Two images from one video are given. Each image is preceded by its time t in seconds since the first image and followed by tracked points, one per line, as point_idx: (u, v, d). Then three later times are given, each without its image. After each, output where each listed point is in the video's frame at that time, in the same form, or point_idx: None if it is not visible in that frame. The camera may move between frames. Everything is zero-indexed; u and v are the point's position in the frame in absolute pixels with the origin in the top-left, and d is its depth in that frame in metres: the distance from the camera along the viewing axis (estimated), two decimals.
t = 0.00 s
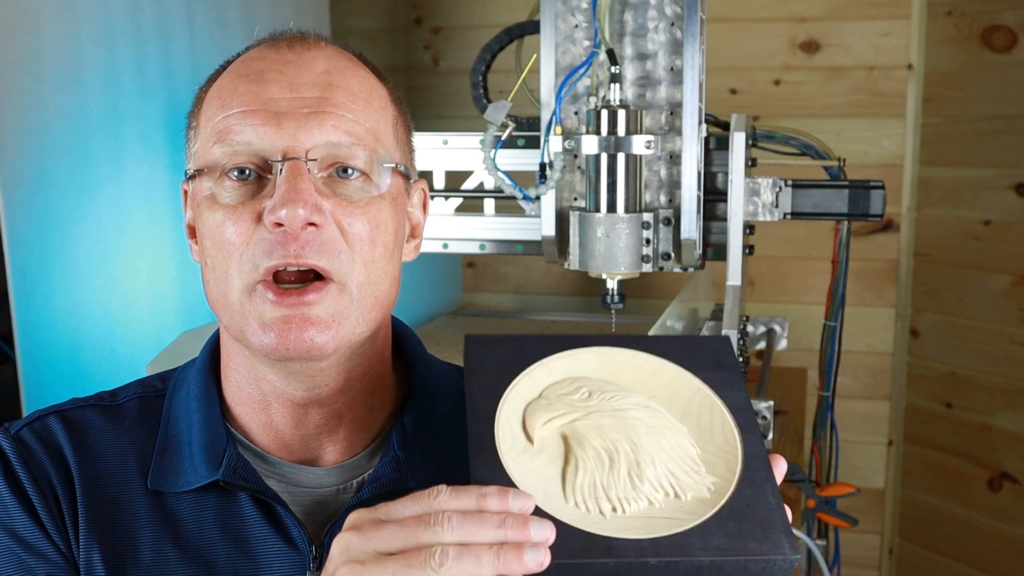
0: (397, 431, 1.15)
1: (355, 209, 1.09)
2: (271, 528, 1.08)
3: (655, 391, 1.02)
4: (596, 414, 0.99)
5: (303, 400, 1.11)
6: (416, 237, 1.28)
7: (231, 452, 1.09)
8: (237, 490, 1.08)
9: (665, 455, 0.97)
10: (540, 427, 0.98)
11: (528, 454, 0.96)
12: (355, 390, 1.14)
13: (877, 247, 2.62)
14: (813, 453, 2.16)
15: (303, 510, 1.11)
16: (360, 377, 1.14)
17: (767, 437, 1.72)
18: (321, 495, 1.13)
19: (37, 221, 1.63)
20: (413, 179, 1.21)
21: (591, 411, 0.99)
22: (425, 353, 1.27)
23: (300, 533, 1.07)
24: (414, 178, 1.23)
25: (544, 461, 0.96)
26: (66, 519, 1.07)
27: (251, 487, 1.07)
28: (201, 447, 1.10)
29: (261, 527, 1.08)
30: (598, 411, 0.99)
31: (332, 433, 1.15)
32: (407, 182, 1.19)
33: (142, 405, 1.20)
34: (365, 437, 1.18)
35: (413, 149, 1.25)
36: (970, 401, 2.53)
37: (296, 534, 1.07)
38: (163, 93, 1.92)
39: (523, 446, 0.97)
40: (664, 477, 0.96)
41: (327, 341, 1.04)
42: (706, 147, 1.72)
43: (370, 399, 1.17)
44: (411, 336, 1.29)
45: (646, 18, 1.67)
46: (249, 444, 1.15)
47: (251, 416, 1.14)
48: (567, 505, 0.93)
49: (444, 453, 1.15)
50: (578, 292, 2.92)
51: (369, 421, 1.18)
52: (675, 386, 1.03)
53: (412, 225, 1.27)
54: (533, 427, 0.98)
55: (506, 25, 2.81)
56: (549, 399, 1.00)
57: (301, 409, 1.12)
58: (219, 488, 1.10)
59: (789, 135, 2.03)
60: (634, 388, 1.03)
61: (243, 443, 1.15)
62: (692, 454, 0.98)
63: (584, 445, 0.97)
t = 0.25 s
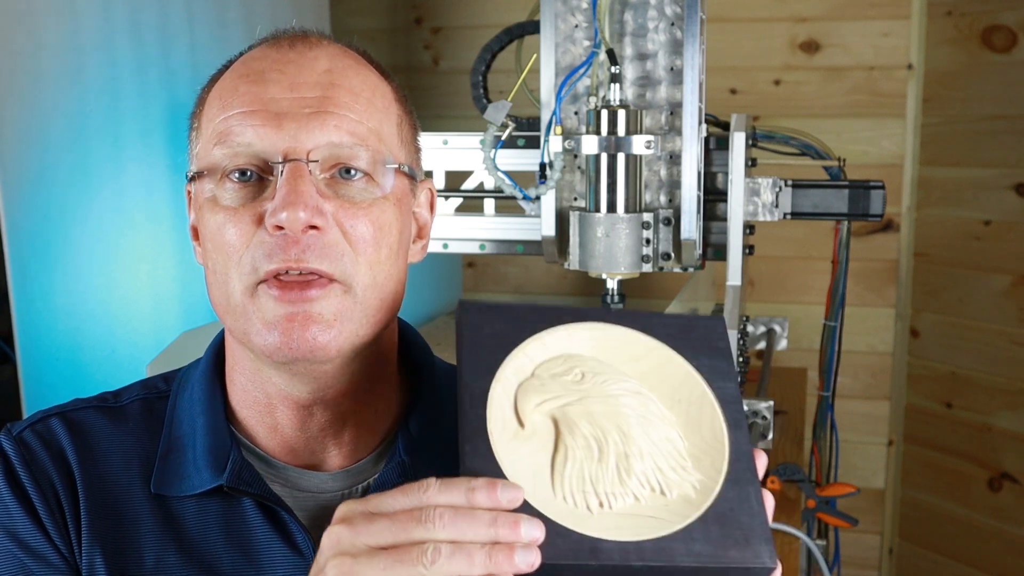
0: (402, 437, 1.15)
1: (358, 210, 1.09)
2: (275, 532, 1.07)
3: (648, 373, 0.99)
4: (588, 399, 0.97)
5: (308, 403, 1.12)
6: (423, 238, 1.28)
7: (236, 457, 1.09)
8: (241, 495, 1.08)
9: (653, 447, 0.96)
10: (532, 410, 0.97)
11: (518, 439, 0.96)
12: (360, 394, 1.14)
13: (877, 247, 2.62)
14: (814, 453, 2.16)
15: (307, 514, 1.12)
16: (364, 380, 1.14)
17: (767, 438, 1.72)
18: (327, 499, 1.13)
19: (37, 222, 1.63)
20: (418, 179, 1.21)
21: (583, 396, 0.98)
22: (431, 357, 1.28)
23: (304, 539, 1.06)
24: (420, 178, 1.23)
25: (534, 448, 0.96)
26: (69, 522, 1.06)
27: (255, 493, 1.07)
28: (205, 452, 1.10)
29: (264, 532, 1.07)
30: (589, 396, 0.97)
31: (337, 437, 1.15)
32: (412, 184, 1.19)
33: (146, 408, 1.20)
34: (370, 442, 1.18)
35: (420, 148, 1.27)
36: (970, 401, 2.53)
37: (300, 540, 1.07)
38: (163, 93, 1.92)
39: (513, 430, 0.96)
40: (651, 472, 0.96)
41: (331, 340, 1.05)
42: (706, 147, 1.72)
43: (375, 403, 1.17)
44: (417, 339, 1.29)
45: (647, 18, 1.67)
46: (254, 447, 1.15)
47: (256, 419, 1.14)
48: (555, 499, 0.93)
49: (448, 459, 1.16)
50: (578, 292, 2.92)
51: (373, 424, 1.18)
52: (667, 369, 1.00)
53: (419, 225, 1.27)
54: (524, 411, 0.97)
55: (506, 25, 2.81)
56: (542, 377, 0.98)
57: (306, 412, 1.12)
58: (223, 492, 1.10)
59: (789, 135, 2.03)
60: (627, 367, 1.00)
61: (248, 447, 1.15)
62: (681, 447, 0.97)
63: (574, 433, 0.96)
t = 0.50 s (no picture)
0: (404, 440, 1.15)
1: (358, 211, 1.09)
2: (276, 537, 1.07)
3: (660, 397, 1.00)
4: (601, 423, 0.98)
5: (309, 400, 1.12)
6: (426, 239, 1.28)
7: (237, 461, 1.09)
8: (242, 499, 1.08)
9: (668, 470, 0.97)
10: (543, 436, 0.97)
11: (530, 465, 0.96)
12: (361, 392, 1.14)
13: (877, 247, 2.62)
14: (813, 452, 2.16)
15: (309, 520, 1.11)
16: (365, 378, 1.14)
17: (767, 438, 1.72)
18: (328, 505, 1.12)
19: (37, 222, 1.63)
20: (420, 179, 1.21)
21: (596, 420, 0.99)
22: (434, 359, 1.27)
23: (306, 545, 1.06)
24: (422, 178, 1.23)
25: (547, 472, 0.96)
26: (69, 525, 1.06)
27: (255, 498, 1.07)
28: (205, 455, 1.09)
29: (265, 536, 1.07)
30: (602, 420, 0.99)
31: (339, 437, 1.15)
32: (414, 184, 1.19)
33: (147, 409, 1.20)
34: (372, 444, 1.18)
35: (422, 148, 1.26)
36: (970, 401, 2.53)
37: (301, 546, 1.06)
38: (163, 93, 1.92)
39: (525, 456, 0.97)
40: (667, 495, 0.96)
41: (330, 337, 1.04)
42: (706, 147, 1.72)
43: (376, 402, 1.17)
44: (420, 341, 1.29)
45: (647, 18, 1.67)
46: (257, 450, 1.15)
47: (258, 420, 1.14)
48: (569, 524, 0.94)
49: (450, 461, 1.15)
50: (578, 292, 2.92)
51: (375, 426, 1.18)
52: (680, 392, 1.00)
53: (421, 226, 1.27)
54: (536, 436, 0.97)
55: (506, 25, 2.81)
56: (554, 403, 0.99)
57: (308, 411, 1.12)
58: (224, 496, 1.09)
59: (789, 135, 2.03)
60: (639, 392, 1.01)
61: (250, 450, 1.15)
62: (697, 471, 0.97)
63: (587, 457, 0.97)
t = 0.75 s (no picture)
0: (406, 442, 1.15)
1: (361, 211, 1.09)
2: (277, 539, 1.07)
3: (658, 402, 1.02)
4: (600, 426, 0.99)
5: (313, 403, 1.12)
6: (429, 239, 1.28)
7: (237, 465, 1.09)
8: (243, 502, 1.08)
9: (667, 472, 0.97)
10: (543, 440, 0.98)
11: (530, 468, 0.97)
12: (364, 394, 1.14)
13: (877, 247, 2.62)
14: (813, 452, 2.16)
15: (310, 522, 1.11)
16: (369, 380, 1.14)
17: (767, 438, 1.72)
18: (330, 508, 1.12)
19: (37, 222, 1.63)
20: (422, 180, 1.21)
21: (595, 423, 1.00)
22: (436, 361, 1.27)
23: (307, 548, 1.06)
24: (424, 179, 1.23)
25: (547, 475, 0.97)
26: (70, 527, 1.06)
27: (257, 500, 1.07)
28: (207, 458, 1.10)
29: (266, 538, 1.07)
30: (602, 423, 1.00)
31: (341, 439, 1.15)
32: (416, 184, 1.19)
33: (147, 410, 1.20)
34: (375, 445, 1.18)
35: (423, 149, 1.26)
36: (970, 401, 2.53)
37: (302, 549, 1.06)
38: (163, 93, 1.92)
39: (525, 459, 0.97)
40: (667, 497, 0.96)
41: (340, 338, 1.04)
42: (706, 147, 1.72)
43: (378, 404, 1.17)
44: (422, 342, 1.29)
45: (646, 18, 1.67)
46: (258, 453, 1.15)
47: (259, 423, 1.14)
48: (570, 526, 0.94)
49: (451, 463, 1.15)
50: (578, 292, 2.92)
51: (377, 427, 1.18)
52: (678, 398, 1.02)
53: (424, 226, 1.27)
54: (536, 440, 0.98)
55: (506, 25, 2.81)
56: (552, 408, 1.01)
57: (310, 413, 1.12)
58: (224, 499, 1.09)
59: (789, 135, 2.03)
60: (637, 397, 1.03)
61: (251, 453, 1.15)
62: (696, 474, 0.98)
63: (587, 460, 0.97)
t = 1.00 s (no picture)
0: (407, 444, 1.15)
1: (360, 212, 1.09)
2: (278, 539, 1.07)
3: (660, 405, 1.02)
4: (601, 430, 0.99)
5: (312, 408, 1.12)
6: (430, 239, 1.28)
7: (239, 464, 1.09)
8: (244, 503, 1.08)
9: (668, 475, 0.97)
10: (544, 443, 0.98)
11: (530, 470, 0.97)
12: (364, 397, 1.14)
13: (877, 247, 2.62)
14: (813, 452, 2.16)
15: (312, 523, 1.11)
16: (369, 383, 1.14)
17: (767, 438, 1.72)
18: (331, 508, 1.12)
19: (37, 223, 1.63)
20: (423, 180, 1.21)
21: (597, 426, 1.00)
22: (437, 362, 1.27)
23: (308, 548, 1.06)
24: (425, 178, 1.23)
25: (547, 477, 0.97)
26: (70, 526, 1.06)
27: (258, 501, 1.07)
28: (208, 458, 1.10)
29: (267, 538, 1.07)
30: (604, 427, 1.00)
31: (342, 441, 1.15)
32: (416, 184, 1.19)
33: (148, 409, 1.20)
34: (375, 446, 1.18)
35: (423, 149, 1.26)
36: (970, 401, 2.53)
37: (304, 550, 1.06)
38: (163, 92, 1.92)
39: (526, 461, 0.97)
40: (668, 500, 0.96)
41: (337, 344, 1.04)
42: (706, 147, 1.72)
43: (379, 405, 1.17)
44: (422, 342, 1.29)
45: (647, 18, 1.67)
46: (258, 454, 1.15)
47: (260, 424, 1.14)
48: (570, 527, 0.94)
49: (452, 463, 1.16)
50: (578, 292, 2.92)
51: (378, 428, 1.18)
52: (681, 400, 1.02)
53: (425, 226, 1.27)
54: (538, 442, 0.98)
55: (506, 25, 2.81)
56: (554, 411, 1.01)
57: (310, 416, 1.12)
58: (225, 500, 1.09)
59: (789, 135, 2.03)
60: (638, 400, 1.02)
61: (252, 453, 1.15)
62: (698, 477, 0.98)
63: (588, 463, 0.97)
